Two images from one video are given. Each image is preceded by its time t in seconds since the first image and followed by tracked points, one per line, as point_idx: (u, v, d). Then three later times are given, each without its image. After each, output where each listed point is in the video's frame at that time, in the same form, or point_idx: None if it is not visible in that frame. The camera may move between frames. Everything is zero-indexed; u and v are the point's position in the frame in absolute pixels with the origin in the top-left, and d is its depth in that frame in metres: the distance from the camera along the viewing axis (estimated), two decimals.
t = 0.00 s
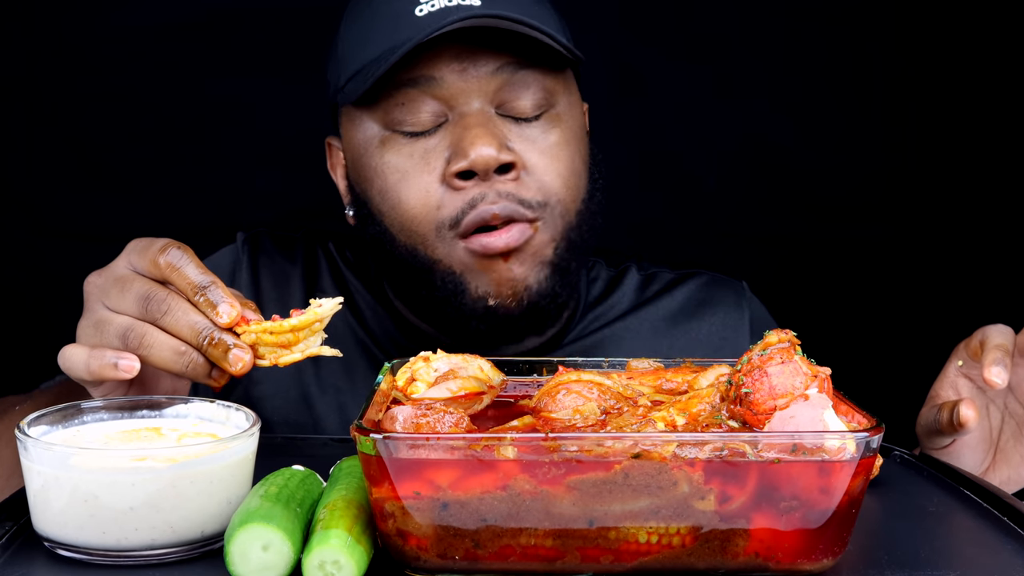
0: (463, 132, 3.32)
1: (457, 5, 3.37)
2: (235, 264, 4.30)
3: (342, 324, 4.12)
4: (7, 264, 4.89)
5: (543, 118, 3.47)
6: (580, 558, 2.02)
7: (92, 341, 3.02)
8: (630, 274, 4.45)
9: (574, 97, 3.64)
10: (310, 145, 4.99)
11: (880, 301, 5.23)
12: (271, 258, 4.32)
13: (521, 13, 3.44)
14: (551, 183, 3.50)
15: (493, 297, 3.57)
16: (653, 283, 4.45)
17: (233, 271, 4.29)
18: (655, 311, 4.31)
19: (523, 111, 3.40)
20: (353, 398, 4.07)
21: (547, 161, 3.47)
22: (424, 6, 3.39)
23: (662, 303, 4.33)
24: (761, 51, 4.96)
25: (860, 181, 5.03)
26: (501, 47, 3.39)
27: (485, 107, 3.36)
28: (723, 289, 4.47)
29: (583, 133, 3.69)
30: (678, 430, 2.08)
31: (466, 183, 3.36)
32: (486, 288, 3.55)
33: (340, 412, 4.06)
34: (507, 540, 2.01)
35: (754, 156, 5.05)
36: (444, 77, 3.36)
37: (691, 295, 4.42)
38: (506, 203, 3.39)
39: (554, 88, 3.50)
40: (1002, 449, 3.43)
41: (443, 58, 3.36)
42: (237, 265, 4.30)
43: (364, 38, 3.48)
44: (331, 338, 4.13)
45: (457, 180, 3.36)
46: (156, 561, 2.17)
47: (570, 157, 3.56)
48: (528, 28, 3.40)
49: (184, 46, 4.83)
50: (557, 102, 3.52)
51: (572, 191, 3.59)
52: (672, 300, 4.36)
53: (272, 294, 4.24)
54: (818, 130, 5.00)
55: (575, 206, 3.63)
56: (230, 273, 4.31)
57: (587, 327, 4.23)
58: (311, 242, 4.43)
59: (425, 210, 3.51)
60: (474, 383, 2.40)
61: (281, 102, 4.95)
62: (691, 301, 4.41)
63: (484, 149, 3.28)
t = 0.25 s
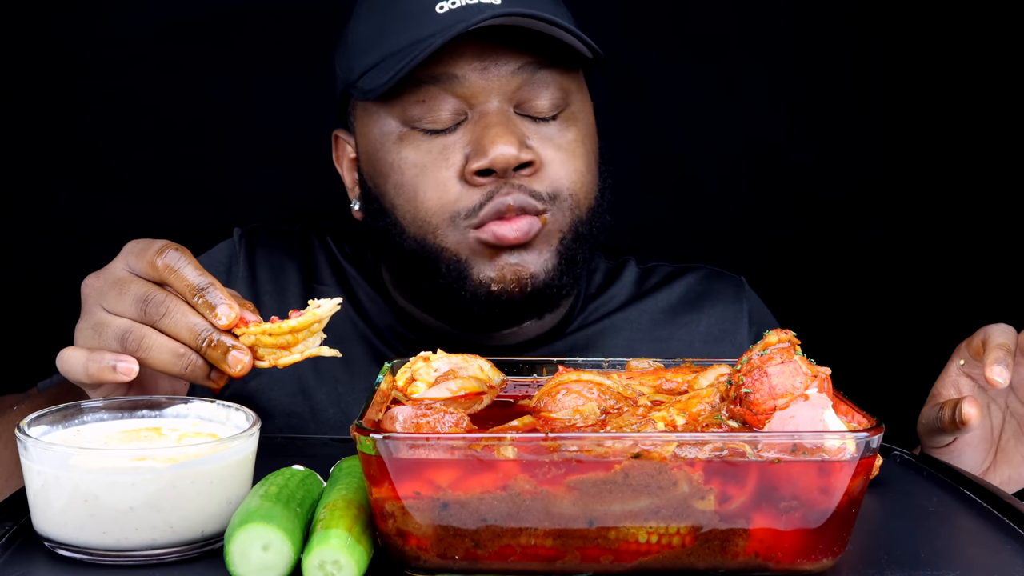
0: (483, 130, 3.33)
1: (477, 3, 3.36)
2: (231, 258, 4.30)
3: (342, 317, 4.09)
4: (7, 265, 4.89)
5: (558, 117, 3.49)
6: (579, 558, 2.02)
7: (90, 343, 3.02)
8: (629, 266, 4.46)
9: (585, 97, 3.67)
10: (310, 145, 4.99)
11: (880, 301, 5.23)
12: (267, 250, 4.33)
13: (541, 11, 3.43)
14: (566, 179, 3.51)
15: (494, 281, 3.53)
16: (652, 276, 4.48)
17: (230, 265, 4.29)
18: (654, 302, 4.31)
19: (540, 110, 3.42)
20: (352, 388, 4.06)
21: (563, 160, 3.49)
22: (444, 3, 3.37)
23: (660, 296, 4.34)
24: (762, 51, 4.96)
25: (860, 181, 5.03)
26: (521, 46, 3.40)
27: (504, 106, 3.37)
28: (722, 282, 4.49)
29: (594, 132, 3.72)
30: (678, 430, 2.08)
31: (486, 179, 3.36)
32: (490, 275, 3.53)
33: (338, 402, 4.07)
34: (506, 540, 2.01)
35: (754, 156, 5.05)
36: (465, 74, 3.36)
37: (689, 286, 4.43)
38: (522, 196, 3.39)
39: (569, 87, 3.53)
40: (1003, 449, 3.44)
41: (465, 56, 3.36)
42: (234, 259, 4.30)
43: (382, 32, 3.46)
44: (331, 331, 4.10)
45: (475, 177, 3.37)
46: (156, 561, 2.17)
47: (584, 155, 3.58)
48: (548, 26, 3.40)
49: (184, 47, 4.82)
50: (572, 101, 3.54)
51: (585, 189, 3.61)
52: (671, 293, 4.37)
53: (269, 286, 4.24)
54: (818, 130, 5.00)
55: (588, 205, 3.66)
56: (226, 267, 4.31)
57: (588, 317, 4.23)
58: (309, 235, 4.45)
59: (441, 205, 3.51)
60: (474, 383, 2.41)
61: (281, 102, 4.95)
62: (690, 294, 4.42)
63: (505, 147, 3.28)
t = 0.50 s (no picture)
0: (493, 126, 3.32)
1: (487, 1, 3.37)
2: (230, 259, 4.29)
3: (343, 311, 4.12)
4: (7, 265, 4.89)
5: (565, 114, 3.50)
6: (580, 558, 2.02)
7: (92, 345, 3.02)
8: (630, 264, 4.48)
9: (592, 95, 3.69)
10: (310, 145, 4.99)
11: (880, 301, 5.23)
12: (267, 251, 4.32)
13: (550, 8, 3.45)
14: (576, 177, 3.50)
15: (517, 292, 3.51)
16: (652, 272, 4.49)
17: (228, 264, 4.29)
18: (654, 300, 4.32)
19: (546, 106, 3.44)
20: (350, 382, 4.06)
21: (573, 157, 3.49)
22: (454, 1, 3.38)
23: (660, 295, 4.34)
24: (762, 51, 4.96)
25: (860, 181, 5.03)
26: (529, 43, 3.42)
27: (512, 102, 3.39)
28: (722, 278, 4.47)
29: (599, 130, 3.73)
30: (678, 430, 2.08)
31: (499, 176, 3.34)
32: (511, 280, 3.49)
33: (337, 398, 4.06)
34: (506, 540, 2.01)
35: (753, 158, 5.06)
36: (474, 70, 3.37)
37: (688, 284, 4.43)
38: (534, 197, 3.37)
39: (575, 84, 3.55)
40: (1004, 448, 3.44)
41: (474, 51, 3.36)
42: (233, 259, 4.29)
43: (390, 29, 3.47)
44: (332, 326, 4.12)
45: (487, 173, 3.35)
46: (157, 561, 2.17)
47: (592, 153, 3.58)
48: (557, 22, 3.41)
49: (184, 47, 4.82)
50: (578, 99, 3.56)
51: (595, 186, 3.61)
52: (672, 290, 4.37)
53: (267, 283, 4.23)
54: (818, 130, 5.00)
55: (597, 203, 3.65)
56: (224, 268, 4.31)
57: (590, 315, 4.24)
58: (307, 233, 4.46)
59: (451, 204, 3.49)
60: (474, 383, 2.41)
61: (281, 103, 4.95)
62: (691, 291, 4.42)
63: (517, 142, 3.27)
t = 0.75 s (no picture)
0: (489, 119, 3.33)
1: None
2: (231, 263, 4.29)
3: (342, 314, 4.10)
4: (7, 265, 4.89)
5: (563, 111, 3.50)
6: (579, 558, 2.02)
7: (94, 342, 3.02)
8: (629, 267, 4.47)
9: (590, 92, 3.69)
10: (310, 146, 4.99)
11: (880, 302, 5.23)
12: (269, 255, 4.32)
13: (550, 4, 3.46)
14: (570, 170, 3.51)
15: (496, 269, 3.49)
16: (652, 276, 4.49)
17: (229, 267, 4.29)
18: (655, 304, 4.31)
19: (545, 102, 3.43)
20: (351, 388, 4.07)
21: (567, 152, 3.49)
22: None
23: (660, 299, 4.33)
24: (761, 51, 4.96)
25: (860, 182, 5.03)
26: (529, 38, 3.43)
27: (510, 97, 3.39)
28: (722, 282, 4.50)
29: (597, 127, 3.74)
30: (678, 429, 2.08)
31: (491, 168, 3.35)
32: (493, 261, 3.49)
33: (337, 403, 4.07)
34: (506, 540, 2.01)
35: (752, 159, 5.06)
36: (472, 64, 3.37)
37: (688, 289, 4.41)
38: (524, 184, 3.38)
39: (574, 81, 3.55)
40: (1004, 449, 3.43)
41: (473, 45, 3.37)
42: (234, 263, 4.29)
43: (390, 22, 3.46)
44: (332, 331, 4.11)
45: (480, 165, 3.35)
46: (157, 561, 2.17)
47: (588, 148, 3.59)
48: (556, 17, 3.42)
49: (183, 47, 4.83)
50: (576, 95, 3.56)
51: (589, 181, 3.61)
52: (670, 295, 4.35)
53: (268, 287, 4.24)
54: (818, 131, 5.00)
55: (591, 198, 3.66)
56: (225, 271, 4.30)
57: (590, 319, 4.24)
58: (308, 235, 4.45)
59: (444, 194, 3.50)
60: (474, 383, 2.41)
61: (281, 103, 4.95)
62: (690, 296, 4.41)
63: (512, 137, 3.29)
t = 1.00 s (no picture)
0: (488, 115, 3.33)
1: None
2: (232, 268, 4.28)
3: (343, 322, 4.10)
4: (7, 265, 4.89)
5: (563, 111, 3.50)
6: (579, 558, 2.02)
7: (95, 341, 3.02)
8: (630, 272, 4.45)
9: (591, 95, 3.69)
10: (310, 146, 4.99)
11: (880, 301, 5.23)
12: (270, 258, 4.31)
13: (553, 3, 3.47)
14: (565, 180, 3.51)
15: (490, 291, 3.57)
16: (653, 281, 4.46)
17: (230, 270, 4.28)
18: (656, 312, 4.31)
19: (542, 100, 3.44)
20: (352, 395, 4.07)
21: (566, 155, 3.50)
22: None
23: (660, 307, 4.33)
24: (761, 52, 4.96)
25: (860, 182, 5.03)
26: (530, 37, 3.44)
27: (509, 93, 3.39)
28: (723, 288, 4.48)
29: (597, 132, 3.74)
30: (678, 429, 2.08)
31: (490, 168, 3.35)
32: (488, 273, 3.54)
33: (338, 410, 4.07)
34: (506, 540, 2.01)
35: (752, 159, 5.06)
36: (472, 60, 3.39)
37: (690, 297, 4.41)
38: (522, 199, 3.39)
39: (574, 82, 3.56)
40: (1003, 448, 3.43)
41: (472, 42, 3.39)
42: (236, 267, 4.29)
43: (392, 20, 3.47)
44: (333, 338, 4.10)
45: (481, 163, 3.34)
46: (157, 561, 2.17)
47: (588, 151, 3.58)
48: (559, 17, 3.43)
49: (183, 48, 4.83)
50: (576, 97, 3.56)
51: (587, 185, 3.61)
52: (670, 303, 4.35)
53: (269, 290, 4.22)
54: (818, 131, 5.00)
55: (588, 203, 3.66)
56: (228, 274, 4.30)
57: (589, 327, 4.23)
58: (310, 239, 4.44)
59: (444, 191, 3.48)
60: (474, 383, 2.42)
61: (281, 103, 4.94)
62: (691, 303, 4.41)
63: (511, 133, 3.28)
